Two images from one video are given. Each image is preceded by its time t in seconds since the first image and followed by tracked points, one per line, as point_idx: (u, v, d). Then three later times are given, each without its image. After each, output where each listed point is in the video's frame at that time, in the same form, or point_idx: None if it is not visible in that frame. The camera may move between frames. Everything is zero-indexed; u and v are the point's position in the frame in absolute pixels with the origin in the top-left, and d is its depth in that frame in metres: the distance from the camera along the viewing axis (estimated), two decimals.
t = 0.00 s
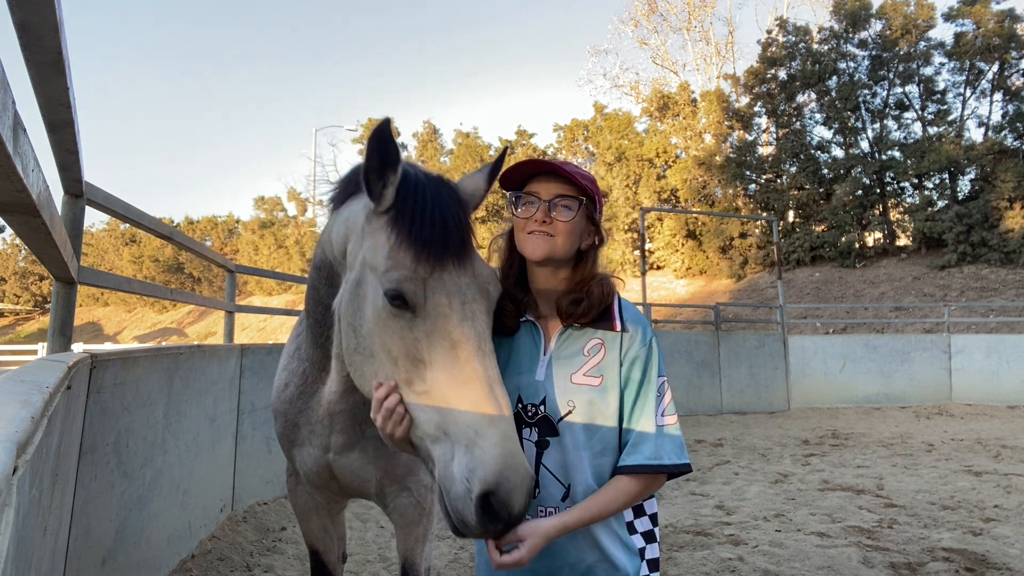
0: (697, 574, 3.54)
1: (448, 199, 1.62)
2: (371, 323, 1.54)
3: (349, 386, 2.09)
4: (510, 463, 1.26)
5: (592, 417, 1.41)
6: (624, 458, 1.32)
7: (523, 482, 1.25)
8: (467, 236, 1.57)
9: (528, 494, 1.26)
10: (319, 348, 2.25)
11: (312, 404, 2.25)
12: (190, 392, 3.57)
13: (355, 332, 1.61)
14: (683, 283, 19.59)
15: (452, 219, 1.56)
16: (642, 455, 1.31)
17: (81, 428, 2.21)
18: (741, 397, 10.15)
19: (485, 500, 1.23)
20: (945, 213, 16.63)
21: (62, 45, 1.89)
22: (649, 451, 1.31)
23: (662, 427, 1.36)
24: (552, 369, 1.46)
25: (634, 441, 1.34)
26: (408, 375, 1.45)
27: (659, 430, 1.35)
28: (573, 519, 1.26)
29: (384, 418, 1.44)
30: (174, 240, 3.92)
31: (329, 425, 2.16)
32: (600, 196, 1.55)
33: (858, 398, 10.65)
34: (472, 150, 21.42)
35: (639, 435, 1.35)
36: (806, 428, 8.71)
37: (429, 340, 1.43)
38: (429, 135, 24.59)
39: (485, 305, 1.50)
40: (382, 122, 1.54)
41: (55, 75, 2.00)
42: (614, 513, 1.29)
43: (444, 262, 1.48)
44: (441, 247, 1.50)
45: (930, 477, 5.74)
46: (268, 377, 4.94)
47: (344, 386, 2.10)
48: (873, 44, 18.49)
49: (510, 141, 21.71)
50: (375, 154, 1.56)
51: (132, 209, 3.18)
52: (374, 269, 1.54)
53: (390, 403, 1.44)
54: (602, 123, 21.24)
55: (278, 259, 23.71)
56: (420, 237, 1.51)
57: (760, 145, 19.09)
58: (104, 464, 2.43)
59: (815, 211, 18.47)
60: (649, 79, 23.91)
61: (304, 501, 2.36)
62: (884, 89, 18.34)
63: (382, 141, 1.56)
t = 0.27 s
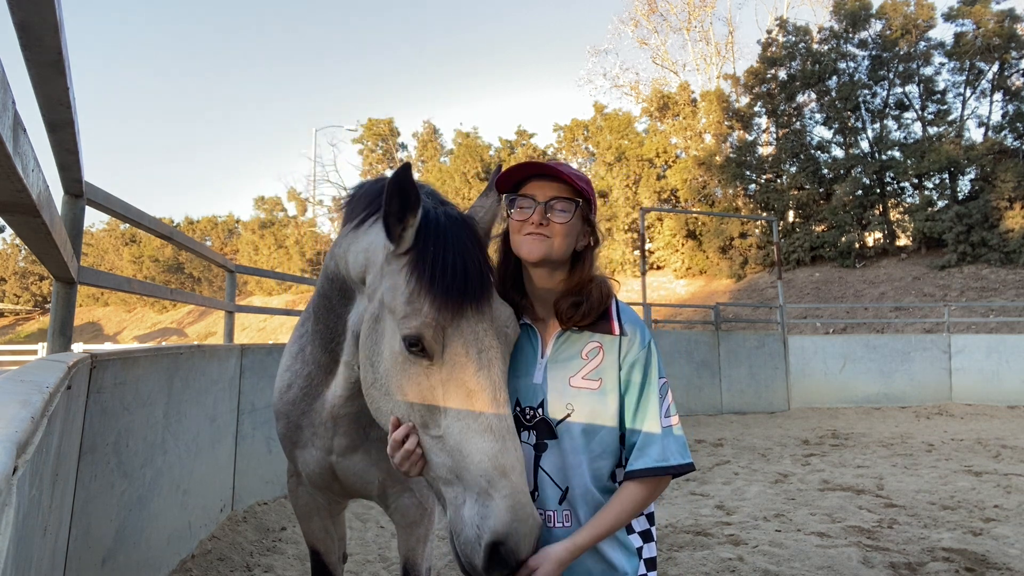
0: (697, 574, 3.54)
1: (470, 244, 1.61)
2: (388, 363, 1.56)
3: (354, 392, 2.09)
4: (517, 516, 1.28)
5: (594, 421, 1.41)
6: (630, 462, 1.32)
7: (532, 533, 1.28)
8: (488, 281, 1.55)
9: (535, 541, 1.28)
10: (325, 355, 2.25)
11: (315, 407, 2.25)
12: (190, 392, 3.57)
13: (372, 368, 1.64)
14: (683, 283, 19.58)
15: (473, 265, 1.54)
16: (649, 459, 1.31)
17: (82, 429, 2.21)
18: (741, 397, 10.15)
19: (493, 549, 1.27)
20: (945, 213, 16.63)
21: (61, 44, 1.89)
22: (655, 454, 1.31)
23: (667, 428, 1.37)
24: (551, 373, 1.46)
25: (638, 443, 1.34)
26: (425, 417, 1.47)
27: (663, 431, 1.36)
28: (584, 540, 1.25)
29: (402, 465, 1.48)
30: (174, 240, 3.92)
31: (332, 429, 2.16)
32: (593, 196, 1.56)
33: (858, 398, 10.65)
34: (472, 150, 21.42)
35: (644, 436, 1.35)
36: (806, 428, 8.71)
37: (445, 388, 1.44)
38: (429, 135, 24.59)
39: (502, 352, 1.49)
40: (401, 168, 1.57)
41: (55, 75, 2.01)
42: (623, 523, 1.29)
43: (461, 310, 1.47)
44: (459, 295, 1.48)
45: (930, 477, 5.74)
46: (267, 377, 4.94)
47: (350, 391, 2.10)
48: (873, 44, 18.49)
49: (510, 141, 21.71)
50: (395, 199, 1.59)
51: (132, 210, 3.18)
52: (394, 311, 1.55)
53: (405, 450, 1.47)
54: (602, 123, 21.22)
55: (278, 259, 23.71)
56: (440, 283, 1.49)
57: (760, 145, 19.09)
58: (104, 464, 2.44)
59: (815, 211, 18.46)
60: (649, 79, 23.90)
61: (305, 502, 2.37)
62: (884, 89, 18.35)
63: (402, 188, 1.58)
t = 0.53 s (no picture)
0: (697, 574, 3.54)
1: (468, 252, 1.61)
2: (390, 373, 1.58)
3: (360, 393, 2.10)
4: (514, 527, 1.28)
5: (591, 423, 1.41)
6: (627, 464, 1.32)
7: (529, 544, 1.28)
8: (485, 288, 1.55)
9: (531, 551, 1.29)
10: (330, 355, 2.26)
11: (320, 408, 2.25)
12: (190, 392, 3.57)
13: (378, 380, 1.66)
14: (683, 283, 19.58)
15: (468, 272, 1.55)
16: (646, 461, 1.31)
17: (82, 428, 2.20)
18: (741, 397, 10.15)
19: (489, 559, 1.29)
20: (945, 213, 16.63)
21: (62, 44, 1.89)
22: (652, 456, 1.31)
23: (664, 429, 1.36)
24: (549, 377, 1.46)
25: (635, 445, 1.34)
26: (426, 427, 1.49)
27: (660, 432, 1.35)
28: (582, 542, 1.24)
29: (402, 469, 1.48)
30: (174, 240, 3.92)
31: (337, 430, 2.16)
32: (583, 197, 1.54)
33: (858, 398, 10.64)
34: (472, 150, 21.42)
35: (641, 438, 1.35)
36: (806, 428, 8.70)
37: (442, 397, 1.45)
38: (429, 135, 24.60)
39: (501, 360, 1.48)
40: (380, 182, 1.64)
41: (55, 75, 2.01)
42: (620, 524, 1.28)
43: (455, 319, 1.47)
44: (452, 303, 1.49)
45: (930, 477, 5.74)
46: (267, 377, 4.94)
47: (355, 393, 2.10)
48: (873, 44, 18.49)
49: (510, 141, 21.70)
50: (379, 213, 1.65)
51: (132, 210, 3.18)
52: (394, 324, 1.57)
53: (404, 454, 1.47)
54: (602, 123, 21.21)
55: (278, 259, 23.71)
56: (435, 294, 1.50)
57: (760, 145, 19.09)
58: (104, 464, 2.43)
59: (815, 211, 18.46)
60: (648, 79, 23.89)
61: (308, 502, 2.36)
62: (884, 90, 18.35)
63: (383, 203, 1.64)
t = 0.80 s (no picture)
0: (697, 574, 3.54)
1: (441, 216, 1.55)
2: (385, 351, 1.55)
3: (364, 390, 2.10)
4: (518, 487, 1.25)
5: (590, 421, 1.41)
6: (623, 461, 1.32)
7: (535, 503, 1.25)
8: (464, 251, 1.49)
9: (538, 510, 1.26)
10: (331, 355, 2.26)
11: (323, 407, 2.25)
12: (190, 391, 3.57)
13: (377, 359, 1.63)
14: (683, 283, 19.59)
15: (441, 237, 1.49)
16: (641, 458, 1.31)
17: (82, 428, 2.21)
18: (741, 397, 10.15)
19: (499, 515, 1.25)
20: (945, 213, 16.63)
21: (61, 44, 1.89)
22: (647, 453, 1.31)
23: (659, 427, 1.35)
24: (546, 377, 1.46)
25: (632, 443, 1.34)
26: (425, 398, 1.46)
27: (658, 429, 1.35)
28: (575, 529, 1.24)
29: (402, 449, 1.43)
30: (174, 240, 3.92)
31: (340, 429, 2.16)
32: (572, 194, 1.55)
33: (858, 398, 10.65)
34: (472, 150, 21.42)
35: (637, 436, 1.35)
36: (806, 428, 8.71)
37: (437, 367, 1.41)
38: (429, 135, 24.60)
39: (490, 321, 1.43)
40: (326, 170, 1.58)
41: (55, 75, 2.01)
42: (616, 517, 1.29)
43: (434, 289, 1.41)
44: (430, 271, 1.43)
45: (930, 477, 5.74)
46: (268, 377, 4.94)
47: (359, 391, 2.09)
48: (873, 44, 18.50)
49: (510, 141, 21.70)
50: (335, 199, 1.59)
51: (132, 210, 3.18)
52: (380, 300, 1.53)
53: (409, 429, 1.42)
54: (602, 123, 21.18)
55: (278, 259, 23.71)
56: (407, 265, 1.44)
57: (760, 145, 19.10)
58: (104, 464, 2.44)
59: (815, 211, 18.47)
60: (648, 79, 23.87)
61: (310, 502, 2.36)
62: (884, 90, 18.35)
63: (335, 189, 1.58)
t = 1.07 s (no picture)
0: (697, 574, 3.54)
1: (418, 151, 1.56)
2: (370, 290, 1.56)
3: (365, 383, 2.14)
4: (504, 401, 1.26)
5: (587, 417, 1.40)
6: (618, 455, 1.32)
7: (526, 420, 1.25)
8: (444, 181, 1.51)
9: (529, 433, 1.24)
10: (327, 348, 2.26)
11: (323, 405, 2.26)
12: (190, 391, 3.57)
13: (362, 301, 1.64)
14: (683, 283, 19.59)
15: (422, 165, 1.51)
16: (633, 452, 1.31)
17: (82, 428, 2.21)
18: (741, 397, 10.14)
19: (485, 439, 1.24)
20: (945, 213, 16.63)
21: (62, 44, 1.89)
22: (640, 448, 1.31)
23: (654, 424, 1.35)
24: (547, 372, 1.46)
25: (627, 438, 1.34)
26: (410, 329, 1.47)
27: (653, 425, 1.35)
28: (561, 514, 1.26)
29: (414, 417, 1.39)
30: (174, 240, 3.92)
31: (341, 425, 2.17)
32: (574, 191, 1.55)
33: (858, 398, 10.64)
34: (473, 150, 21.43)
35: (630, 432, 1.35)
36: (806, 428, 8.71)
37: (417, 292, 1.42)
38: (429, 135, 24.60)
39: (468, 249, 1.45)
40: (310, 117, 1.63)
41: (55, 76, 2.01)
42: (607, 508, 1.29)
43: (414, 213, 1.43)
44: (408, 198, 1.45)
45: (930, 477, 5.74)
46: (268, 377, 4.94)
47: (360, 384, 2.13)
48: (873, 44, 18.49)
49: (510, 141, 21.69)
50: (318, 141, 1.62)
51: (132, 210, 3.18)
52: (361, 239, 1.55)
53: (418, 398, 1.40)
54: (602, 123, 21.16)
55: (278, 259, 23.71)
56: (386, 197, 1.46)
57: (760, 145, 19.10)
58: (104, 464, 2.43)
59: (815, 211, 18.46)
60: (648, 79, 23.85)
61: (310, 501, 2.36)
62: (884, 89, 18.36)
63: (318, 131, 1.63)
